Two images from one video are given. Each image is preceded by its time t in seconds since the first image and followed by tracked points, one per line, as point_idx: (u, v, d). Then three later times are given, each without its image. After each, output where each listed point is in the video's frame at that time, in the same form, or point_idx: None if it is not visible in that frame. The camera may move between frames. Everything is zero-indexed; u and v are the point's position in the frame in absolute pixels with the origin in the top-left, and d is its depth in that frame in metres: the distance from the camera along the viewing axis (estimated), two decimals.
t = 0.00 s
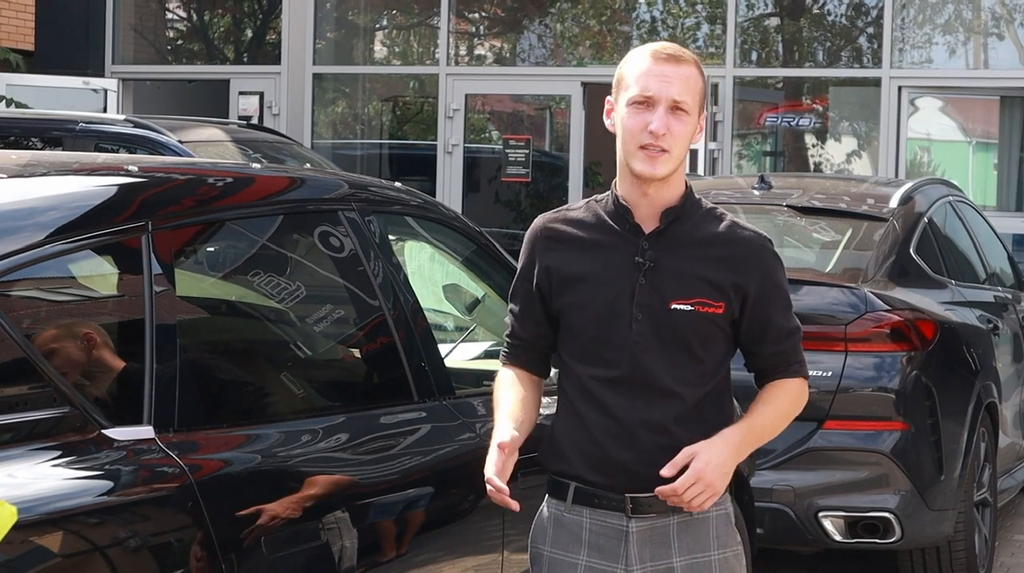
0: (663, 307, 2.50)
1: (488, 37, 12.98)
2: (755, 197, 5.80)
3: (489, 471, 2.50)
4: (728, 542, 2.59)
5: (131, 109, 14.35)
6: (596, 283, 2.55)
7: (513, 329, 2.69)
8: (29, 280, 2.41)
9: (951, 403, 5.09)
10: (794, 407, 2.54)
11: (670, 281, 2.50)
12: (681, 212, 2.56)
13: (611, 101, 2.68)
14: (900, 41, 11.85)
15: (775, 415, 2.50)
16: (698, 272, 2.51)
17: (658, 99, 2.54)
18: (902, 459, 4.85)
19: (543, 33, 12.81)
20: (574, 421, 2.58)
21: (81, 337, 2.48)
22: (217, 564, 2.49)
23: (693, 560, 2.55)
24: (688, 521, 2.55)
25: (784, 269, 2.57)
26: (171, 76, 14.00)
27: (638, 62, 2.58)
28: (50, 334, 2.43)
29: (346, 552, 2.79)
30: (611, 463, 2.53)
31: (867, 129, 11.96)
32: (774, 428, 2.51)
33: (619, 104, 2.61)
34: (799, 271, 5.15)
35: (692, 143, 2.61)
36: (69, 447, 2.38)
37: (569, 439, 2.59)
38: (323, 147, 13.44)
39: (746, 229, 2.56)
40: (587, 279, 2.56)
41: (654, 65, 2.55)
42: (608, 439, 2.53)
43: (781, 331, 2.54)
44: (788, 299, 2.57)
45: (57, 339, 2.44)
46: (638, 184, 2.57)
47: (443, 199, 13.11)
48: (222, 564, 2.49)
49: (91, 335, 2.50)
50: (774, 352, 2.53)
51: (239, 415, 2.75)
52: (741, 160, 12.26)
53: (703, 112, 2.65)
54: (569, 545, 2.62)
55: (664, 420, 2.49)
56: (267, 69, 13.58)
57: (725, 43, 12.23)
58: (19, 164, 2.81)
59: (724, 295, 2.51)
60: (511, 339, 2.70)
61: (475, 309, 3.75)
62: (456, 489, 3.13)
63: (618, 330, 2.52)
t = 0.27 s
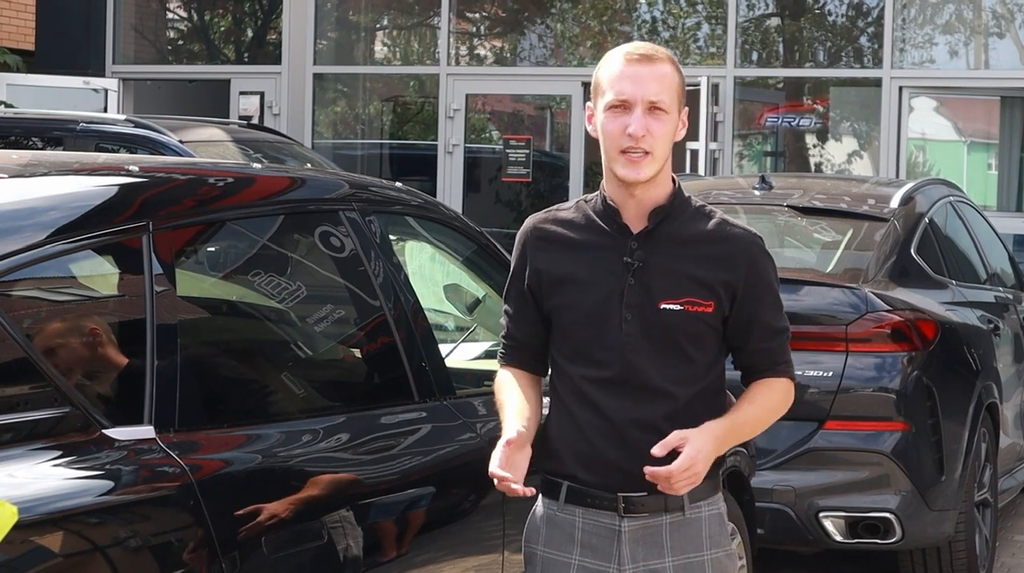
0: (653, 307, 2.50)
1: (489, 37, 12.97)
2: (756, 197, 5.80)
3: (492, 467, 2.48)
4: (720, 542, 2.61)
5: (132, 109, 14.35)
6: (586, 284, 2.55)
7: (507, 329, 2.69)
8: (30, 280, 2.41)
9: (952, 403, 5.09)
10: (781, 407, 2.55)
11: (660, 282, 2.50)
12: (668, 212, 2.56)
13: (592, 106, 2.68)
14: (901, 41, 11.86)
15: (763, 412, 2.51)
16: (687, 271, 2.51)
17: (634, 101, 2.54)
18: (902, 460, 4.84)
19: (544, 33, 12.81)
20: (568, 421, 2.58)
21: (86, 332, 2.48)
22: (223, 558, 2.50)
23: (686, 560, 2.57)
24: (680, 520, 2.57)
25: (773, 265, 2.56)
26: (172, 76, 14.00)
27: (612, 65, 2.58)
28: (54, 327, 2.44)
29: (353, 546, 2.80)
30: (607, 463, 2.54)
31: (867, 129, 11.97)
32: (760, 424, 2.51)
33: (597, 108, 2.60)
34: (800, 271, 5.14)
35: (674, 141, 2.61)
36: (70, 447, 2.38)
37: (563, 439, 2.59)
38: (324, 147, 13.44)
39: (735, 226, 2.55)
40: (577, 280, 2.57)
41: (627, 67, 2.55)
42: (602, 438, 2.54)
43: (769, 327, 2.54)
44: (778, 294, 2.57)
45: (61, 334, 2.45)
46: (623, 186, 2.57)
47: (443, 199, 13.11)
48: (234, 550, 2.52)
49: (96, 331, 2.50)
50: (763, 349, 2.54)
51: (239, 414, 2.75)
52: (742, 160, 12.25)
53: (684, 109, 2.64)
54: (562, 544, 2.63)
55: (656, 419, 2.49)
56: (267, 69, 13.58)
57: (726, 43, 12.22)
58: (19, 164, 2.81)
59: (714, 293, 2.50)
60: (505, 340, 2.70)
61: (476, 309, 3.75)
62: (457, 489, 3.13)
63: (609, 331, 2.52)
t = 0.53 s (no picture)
0: (648, 306, 2.50)
1: (490, 37, 12.98)
2: (757, 197, 5.79)
3: (502, 425, 2.47)
4: (717, 541, 2.62)
5: (133, 109, 14.35)
6: (581, 283, 2.55)
7: (501, 330, 2.68)
8: (31, 280, 2.41)
9: (953, 403, 5.09)
10: (771, 405, 2.53)
11: (655, 280, 2.50)
12: (660, 209, 2.56)
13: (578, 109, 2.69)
14: (902, 41, 11.85)
15: (748, 404, 2.49)
16: (681, 269, 2.50)
17: (615, 99, 2.56)
18: (903, 460, 4.84)
19: (545, 33, 12.81)
20: (566, 421, 2.58)
21: (96, 328, 2.50)
22: (225, 552, 2.50)
23: (683, 560, 2.58)
24: (678, 519, 2.58)
25: (767, 261, 2.55)
26: (172, 76, 14.00)
27: (590, 67, 2.60)
28: (64, 320, 2.46)
29: (355, 545, 2.80)
30: (605, 462, 2.54)
31: (868, 130, 11.98)
32: (744, 418, 2.49)
33: (581, 111, 2.62)
34: (801, 271, 5.14)
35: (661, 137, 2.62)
36: (71, 447, 2.38)
37: (562, 440, 2.59)
38: (324, 147, 13.44)
39: (729, 222, 2.55)
40: (572, 279, 2.56)
41: (605, 66, 2.57)
42: (600, 438, 2.54)
43: (762, 325, 2.53)
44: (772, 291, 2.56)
45: (70, 328, 2.47)
46: (614, 184, 2.58)
47: (444, 199, 13.11)
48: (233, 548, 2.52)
49: (106, 326, 2.52)
50: (755, 346, 2.52)
51: (240, 414, 2.75)
52: (743, 160, 12.24)
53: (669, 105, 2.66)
54: (559, 544, 2.64)
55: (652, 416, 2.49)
56: (268, 69, 13.57)
57: (727, 43, 12.22)
58: (19, 164, 2.80)
59: (709, 291, 2.50)
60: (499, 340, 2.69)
61: (476, 309, 3.75)
62: (457, 490, 3.13)
63: (605, 330, 2.52)
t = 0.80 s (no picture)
0: (646, 305, 2.50)
1: (491, 37, 12.99)
2: (758, 197, 5.79)
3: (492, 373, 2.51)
4: (716, 539, 2.63)
5: (134, 108, 14.35)
6: (577, 283, 2.56)
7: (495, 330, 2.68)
8: (32, 280, 2.41)
9: (954, 403, 5.09)
10: (766, 402, 2.53)
11: (651, 279, 2.51)
12: (655, 208, 2.56)
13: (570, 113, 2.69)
14: (903, 41, 11.85)
15: (742, 403, 2.49)
16: (677, 268, 2.51)
17: (606, 100, 2.55)
18: (904, 460, 4.84)
19: (546, 33, 12.81)
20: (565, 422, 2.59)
21: (104, 324, 2.53)
22: (230, 550, 2.51)
23: (682, 559, 2.59)
24: (677, 518, 2.59)
25: (762, 258, 2.56)
26: (173, 76, 14.00)
27: (580, 69, 2.60)
28: (74, 314, 2.49)
29: (356, 545, 2.81)
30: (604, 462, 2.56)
31: (868, 130, 11.98)
32: (740, 414, 2.49)
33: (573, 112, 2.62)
34: (801, 271, 5.14)
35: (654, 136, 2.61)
36: (71, 447, 2.38)
37: (562, 440, 2.60)
38: (325, 147, 13.44)
39: (724, 221, 2.55)
40: (569, 279, 2.57)
41: (594, 67, 2.56)
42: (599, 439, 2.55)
43: (758, 323, 2.53)
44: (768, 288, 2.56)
45: (78, 323, 2.49)
46: (608, 185, 2.57)
47: (445, 199, 13.11)
48: (234, 548, 2.51)
49: (114, 322, 2.55)
50: (752, 344, 2.52)
51: (241, 414, 2.75)
52: (744, 160, 12.23)
53: (659, 105, 2.66)
54: (557, 543, 2.65)
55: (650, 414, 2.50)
56: (269, 68, 13.55)
57: (728, 43, 12.23)
58: (20, 164, 2.80)
59: (706, 289, 2.50)
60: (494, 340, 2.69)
61: (477, 308, 3.75)
62: (457, 490, 3.13)
63: (603, 329, 2.52)
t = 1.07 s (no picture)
0: (645, 306, 2.54)
1: (492, 37, 12.99)
2: (759, 196, 5.79)
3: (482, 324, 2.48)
4: (710, 537, 2.69)
5: (135, 108, 14.35)
6: (576, 283, 2.58)
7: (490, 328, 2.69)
8: (32, 280, 2.41)
9: (954, 402, 5.09)
10: (757, 404, 2.59)
11: (650, 281, 2.54)
12: (654, 210, 2.60)
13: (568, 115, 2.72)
14: (903, 40, 11.86)
15: (732, 406, 2.55)
16: (675, 269, 2.55)
17: (605, 102, 2.59)
18: (904, 460, 4.84)
19: (546, 32, 12.81)
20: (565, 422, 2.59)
21: (111, 323, 2.54)
22: (237, 545, 2.52)
23: (678, 556, 2.65)
24: (671, 515, 2.64)
25: (757, 261, 2.61)
26: (174, 75, 13.99)
27: (579, 72, 2.63)
28: (79, 312, 2.49)
29: (363, 541, 2.83)
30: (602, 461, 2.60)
31: (869, 129, 11.99)
32: (730, 417, 2.55)
33: (573, 114, 2.65)
34: (802, 270, 5.14)
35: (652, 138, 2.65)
36: (72, 446, 2.38)
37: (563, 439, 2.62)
38: (326, 146, 13.43)
39: (720, 224, 2.60)
40: (567, 279, 2.59)
41: (593, 70, 2.60)
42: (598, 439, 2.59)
43: (752, 326, 2.59)
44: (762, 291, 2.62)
45: (84, 322, 2.49)
46: (607, 186, 2.61)
47: (445, 199, 13.11)
48: (241, 543, 2.53)
49: (121, 321, 2.56)
50: (745, 346, 2.58)
51: (241, 414, 2.75)
52: (744, 159, 12.23)
53: (657, 108, 2.70)
54: (553, 542, 2.68)
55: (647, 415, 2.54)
56: (270, 68, 13.54)
57: (728, 43, 12.23)
58: (20, 164, 2.80)
59: (703, 291, 2.55)
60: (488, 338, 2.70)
61: (477, 309, 3.74)
62: (458, 489, 3.13)
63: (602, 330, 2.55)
